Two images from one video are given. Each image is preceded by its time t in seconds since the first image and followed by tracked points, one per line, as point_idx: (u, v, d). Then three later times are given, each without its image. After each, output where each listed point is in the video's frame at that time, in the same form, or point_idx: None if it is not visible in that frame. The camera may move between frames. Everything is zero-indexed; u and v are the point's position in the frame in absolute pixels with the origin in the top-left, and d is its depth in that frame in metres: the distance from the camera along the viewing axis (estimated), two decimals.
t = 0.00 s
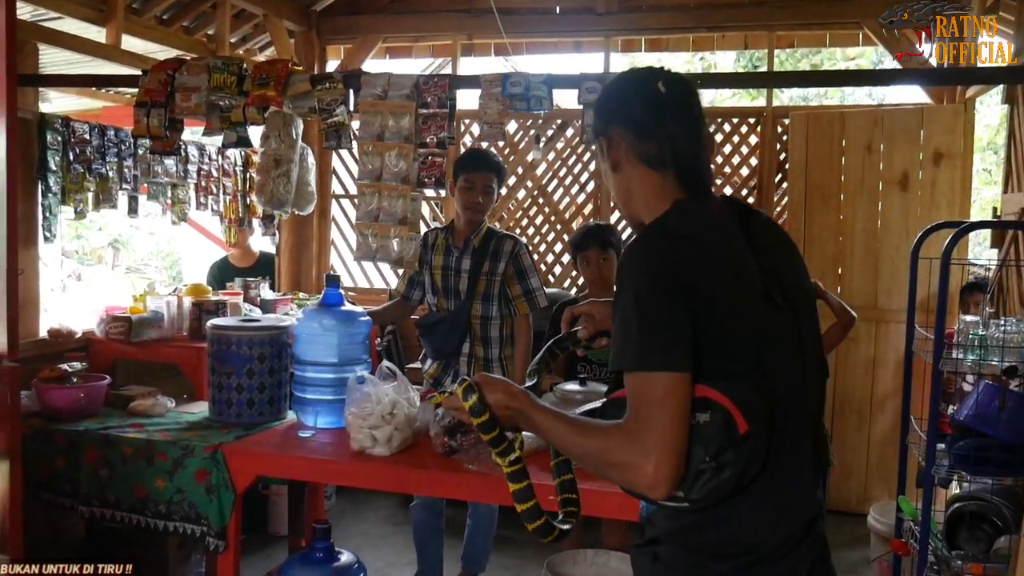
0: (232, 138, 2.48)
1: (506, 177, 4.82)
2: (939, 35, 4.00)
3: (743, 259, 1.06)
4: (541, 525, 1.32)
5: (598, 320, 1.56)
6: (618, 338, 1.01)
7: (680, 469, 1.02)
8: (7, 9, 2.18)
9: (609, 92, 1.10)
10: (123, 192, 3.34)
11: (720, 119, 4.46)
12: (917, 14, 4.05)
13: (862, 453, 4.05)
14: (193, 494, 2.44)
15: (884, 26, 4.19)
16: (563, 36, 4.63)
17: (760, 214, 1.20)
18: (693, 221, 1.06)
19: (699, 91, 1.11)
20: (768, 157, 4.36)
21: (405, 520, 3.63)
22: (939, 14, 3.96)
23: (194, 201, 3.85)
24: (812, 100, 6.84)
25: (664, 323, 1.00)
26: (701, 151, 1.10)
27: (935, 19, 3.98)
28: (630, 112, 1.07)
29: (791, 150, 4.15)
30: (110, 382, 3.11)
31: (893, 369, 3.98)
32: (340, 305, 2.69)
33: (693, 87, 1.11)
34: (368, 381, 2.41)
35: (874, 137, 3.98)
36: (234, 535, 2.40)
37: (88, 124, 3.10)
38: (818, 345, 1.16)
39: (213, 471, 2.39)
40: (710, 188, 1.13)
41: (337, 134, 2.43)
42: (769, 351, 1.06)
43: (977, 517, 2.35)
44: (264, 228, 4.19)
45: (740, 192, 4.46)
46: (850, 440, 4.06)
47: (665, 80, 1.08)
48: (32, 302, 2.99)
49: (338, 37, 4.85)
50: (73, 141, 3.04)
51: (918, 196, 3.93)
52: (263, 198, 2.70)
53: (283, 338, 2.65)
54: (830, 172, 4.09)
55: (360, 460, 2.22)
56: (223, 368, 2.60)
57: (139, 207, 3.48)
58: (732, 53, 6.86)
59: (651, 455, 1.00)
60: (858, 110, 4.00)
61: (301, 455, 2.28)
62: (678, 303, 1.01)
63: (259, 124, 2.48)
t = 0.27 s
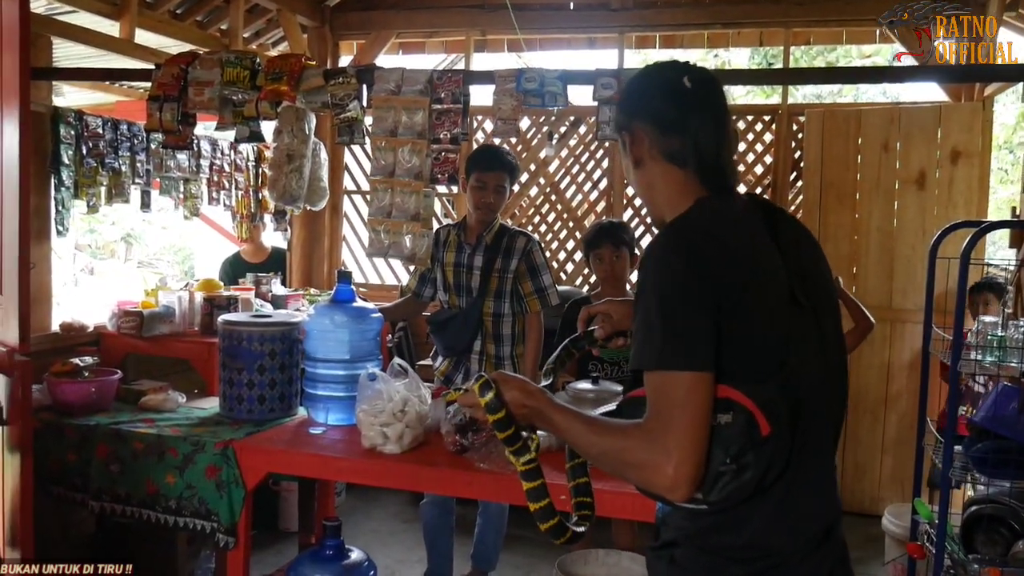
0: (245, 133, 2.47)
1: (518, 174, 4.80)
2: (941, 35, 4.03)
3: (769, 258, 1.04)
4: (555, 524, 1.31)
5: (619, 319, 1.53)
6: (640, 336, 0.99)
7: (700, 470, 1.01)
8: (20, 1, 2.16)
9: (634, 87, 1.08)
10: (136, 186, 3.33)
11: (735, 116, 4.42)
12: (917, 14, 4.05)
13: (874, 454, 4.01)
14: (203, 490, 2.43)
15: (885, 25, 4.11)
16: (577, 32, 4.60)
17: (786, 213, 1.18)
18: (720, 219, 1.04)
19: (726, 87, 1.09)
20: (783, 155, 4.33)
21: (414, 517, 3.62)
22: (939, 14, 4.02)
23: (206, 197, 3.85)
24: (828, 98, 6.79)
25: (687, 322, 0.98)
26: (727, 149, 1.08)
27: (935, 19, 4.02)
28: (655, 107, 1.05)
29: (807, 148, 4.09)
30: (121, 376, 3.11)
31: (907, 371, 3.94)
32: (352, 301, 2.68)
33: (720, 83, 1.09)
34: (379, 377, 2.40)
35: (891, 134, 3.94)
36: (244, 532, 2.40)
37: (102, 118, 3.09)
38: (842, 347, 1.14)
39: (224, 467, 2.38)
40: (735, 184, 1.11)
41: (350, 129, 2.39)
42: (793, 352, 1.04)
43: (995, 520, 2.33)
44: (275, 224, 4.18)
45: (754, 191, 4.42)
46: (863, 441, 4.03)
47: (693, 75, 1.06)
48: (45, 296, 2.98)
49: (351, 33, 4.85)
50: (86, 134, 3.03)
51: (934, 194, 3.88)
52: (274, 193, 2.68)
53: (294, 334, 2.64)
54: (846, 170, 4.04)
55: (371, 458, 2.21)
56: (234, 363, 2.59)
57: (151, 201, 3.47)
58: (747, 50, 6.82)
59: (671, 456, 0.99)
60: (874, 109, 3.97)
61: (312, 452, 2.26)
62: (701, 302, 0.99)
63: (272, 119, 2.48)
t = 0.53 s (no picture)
0: (246, 129, 2.45)
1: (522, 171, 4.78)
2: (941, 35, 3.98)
3: (784, 257, 1.01)
4: (556, 522, 1.28)
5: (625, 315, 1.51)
6: (651, 334, 0.96)
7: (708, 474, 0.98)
8: None
9: (649, 78, 1.05)
10: (137, 183, 3.31)
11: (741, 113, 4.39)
12: (917, 14, 4.02)
13: (881, 453, 3.98)
14: (204, 490, 2.41)
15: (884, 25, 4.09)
16: (582, 28, 4.57)
17: (802, 211, 1.15)
18: (735, 215, 1.01)
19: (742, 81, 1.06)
20: (789, 151, 4.29)
21: (417, 516, 3.59)
22: (939, 14, 3.97)
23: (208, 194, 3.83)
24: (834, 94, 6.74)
25: (699, 320, 0.95)
26: (743, 144, 1.06)
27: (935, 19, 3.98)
28: (669, 100, 1.02)
29: (813, 144, 4.06)
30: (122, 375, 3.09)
31: (914, 369, 3.90)
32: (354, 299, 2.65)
33: (736, 77, 1.06)
34: (381, 376, 2.37)
35: (898, 131, 3.90)
36: (245, 533, 2.37)
37: (102, 115, 3.07)
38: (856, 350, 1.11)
39: (225, 466, 2.36)
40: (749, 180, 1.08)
41: (351, 125, 2.36)
42: (807, 353, 1.01)
43: (1004, 522, 2.28)
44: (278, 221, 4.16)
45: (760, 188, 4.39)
46: (870, 440, 3.99)
47: (709, 67, 1.03)
48: (45, 293, 2.96)
49: (354, 29, 4.82)
50: (86, 131, 3.00)
51: (942, 191, 3.85)
52: (275, 190, 2.66)
53: (295, 333, 2.61)
54: (852, 167, 4.01)
55: (373, 458, 2.18)
56: (235, 362, 2.56)
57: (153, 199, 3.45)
58: (752, 46, 6.78)
59: (681, 458, 0.96)
60: (882, 104, 3.93)
61: (314, 452, 2.24)
62: (714, 301, 0.96)
63: (274, 115, 2.47)
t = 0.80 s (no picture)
0: (243, 123, 2.41)
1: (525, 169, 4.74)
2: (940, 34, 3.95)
3: (805, 262, 0.97)
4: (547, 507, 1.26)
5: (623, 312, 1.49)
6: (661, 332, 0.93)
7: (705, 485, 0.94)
8: None
9: (695, 52, 0.99)
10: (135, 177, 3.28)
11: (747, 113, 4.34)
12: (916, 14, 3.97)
13: (884, 458, 3.93)
14: (198, 489, 2.37)
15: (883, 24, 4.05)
16: (587, 25, 4.52)
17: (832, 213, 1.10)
18: (760, 212, 0.96)
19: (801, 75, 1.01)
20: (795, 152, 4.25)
21: (415, 517, 3.56)
22: (939, 14, 3.95)
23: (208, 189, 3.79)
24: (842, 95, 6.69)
25: (712, 321, 0.91)
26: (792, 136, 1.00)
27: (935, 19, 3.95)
28: (714, 81, 0.97)
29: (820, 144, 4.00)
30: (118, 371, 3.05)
31: (920, 374, 3.85)
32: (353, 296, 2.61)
33: (794, 64, 1.00)
34: (378, 375, 2.33)
35: (906, 132, 3.85)
36: (239, 533, 2.33)
37: (100, 107, 3.03)
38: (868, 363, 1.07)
39: (219, 465, 2.32)
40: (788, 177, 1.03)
41: (351, 121, 2.34)
42: (821, 368, 0.98)
43: (1012, 531, 2.21)
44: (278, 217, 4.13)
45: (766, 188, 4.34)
46: (874, 445, 3.95)
47: (764, 50, 0.97)
48: (41, 288, 2.93)
49: (358, 24, 4.78)
50: (84, 124, 2.97)
51: (950, 194, 3.80)
52: (272, 185, 2.62)
53: (293, 330, 2.57)
54: (860, 169, 3.95)
55: (368, 459, 2.15)
56: (232, 359, 2.53)
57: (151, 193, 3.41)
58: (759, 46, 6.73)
59: (681, 465, 0.92)
60: (890, 105, 3.88)
61: (309, 452, 2.20)
62: (730, 301, 0.92)
63: (271, 109, 2.42)
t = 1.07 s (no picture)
0: (243, 120, 2.39)
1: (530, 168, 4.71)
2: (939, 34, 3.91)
3: (825, 274, 0.94)
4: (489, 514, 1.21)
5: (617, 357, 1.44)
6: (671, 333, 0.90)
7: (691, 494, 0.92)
8: None
9: (752, 41, 0.96)
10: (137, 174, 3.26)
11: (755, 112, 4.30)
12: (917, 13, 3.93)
13: (890, 462, 3.90)
14: (195, 489, 2.35)
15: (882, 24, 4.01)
16: (593, 23, 4.49)
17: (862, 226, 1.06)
18: (784, 217, 0.94)
19: (866, 77, 1.00)
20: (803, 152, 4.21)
21: (416, 517, 3.53)
22: (940, 14, 3.91)
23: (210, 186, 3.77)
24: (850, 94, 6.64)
25: (726, 325, 0.89)
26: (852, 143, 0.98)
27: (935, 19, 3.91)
28: (774, 74, 0.94)
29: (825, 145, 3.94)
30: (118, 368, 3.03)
31: (928, 377, 3.81)
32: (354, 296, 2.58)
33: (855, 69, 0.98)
34: (378, 376, 2.31)
35: (915, 132, 3.81)
36: (236, 534, 2.31)
37: (102, 104, 3.01)
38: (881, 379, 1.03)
39: (217, 465, 2.30)
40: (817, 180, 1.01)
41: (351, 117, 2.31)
42: (829, 385, 0.95)
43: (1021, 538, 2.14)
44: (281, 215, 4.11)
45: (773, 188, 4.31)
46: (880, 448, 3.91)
47: (828, 48, 0.95)
48: (40, 285, 2.91)
49: (363, 21, 4.76)
50: (85, 120, 2.95)
51: (959, 195, 3.75)
52: (272, 183, 2.59)
53: (293, 330, 2.55)
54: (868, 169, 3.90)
55: (366, 461, 2.12)
56: (231, 359, 2.50)
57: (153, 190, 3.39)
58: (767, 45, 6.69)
59: (668, 473, 0.91)
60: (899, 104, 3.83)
61: (307, 453, 2.18)
62: (745, 307, 0.89)
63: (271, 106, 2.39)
